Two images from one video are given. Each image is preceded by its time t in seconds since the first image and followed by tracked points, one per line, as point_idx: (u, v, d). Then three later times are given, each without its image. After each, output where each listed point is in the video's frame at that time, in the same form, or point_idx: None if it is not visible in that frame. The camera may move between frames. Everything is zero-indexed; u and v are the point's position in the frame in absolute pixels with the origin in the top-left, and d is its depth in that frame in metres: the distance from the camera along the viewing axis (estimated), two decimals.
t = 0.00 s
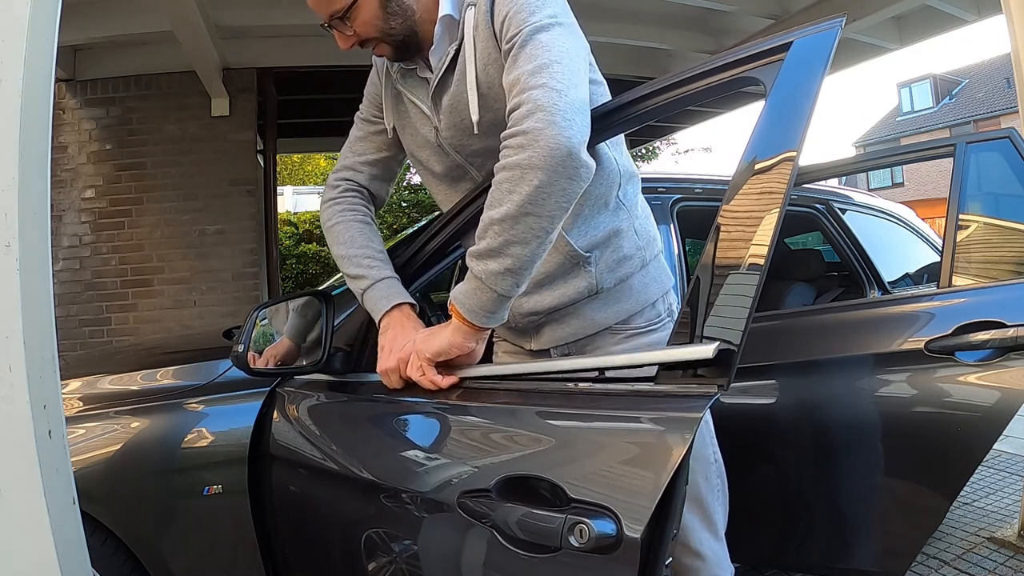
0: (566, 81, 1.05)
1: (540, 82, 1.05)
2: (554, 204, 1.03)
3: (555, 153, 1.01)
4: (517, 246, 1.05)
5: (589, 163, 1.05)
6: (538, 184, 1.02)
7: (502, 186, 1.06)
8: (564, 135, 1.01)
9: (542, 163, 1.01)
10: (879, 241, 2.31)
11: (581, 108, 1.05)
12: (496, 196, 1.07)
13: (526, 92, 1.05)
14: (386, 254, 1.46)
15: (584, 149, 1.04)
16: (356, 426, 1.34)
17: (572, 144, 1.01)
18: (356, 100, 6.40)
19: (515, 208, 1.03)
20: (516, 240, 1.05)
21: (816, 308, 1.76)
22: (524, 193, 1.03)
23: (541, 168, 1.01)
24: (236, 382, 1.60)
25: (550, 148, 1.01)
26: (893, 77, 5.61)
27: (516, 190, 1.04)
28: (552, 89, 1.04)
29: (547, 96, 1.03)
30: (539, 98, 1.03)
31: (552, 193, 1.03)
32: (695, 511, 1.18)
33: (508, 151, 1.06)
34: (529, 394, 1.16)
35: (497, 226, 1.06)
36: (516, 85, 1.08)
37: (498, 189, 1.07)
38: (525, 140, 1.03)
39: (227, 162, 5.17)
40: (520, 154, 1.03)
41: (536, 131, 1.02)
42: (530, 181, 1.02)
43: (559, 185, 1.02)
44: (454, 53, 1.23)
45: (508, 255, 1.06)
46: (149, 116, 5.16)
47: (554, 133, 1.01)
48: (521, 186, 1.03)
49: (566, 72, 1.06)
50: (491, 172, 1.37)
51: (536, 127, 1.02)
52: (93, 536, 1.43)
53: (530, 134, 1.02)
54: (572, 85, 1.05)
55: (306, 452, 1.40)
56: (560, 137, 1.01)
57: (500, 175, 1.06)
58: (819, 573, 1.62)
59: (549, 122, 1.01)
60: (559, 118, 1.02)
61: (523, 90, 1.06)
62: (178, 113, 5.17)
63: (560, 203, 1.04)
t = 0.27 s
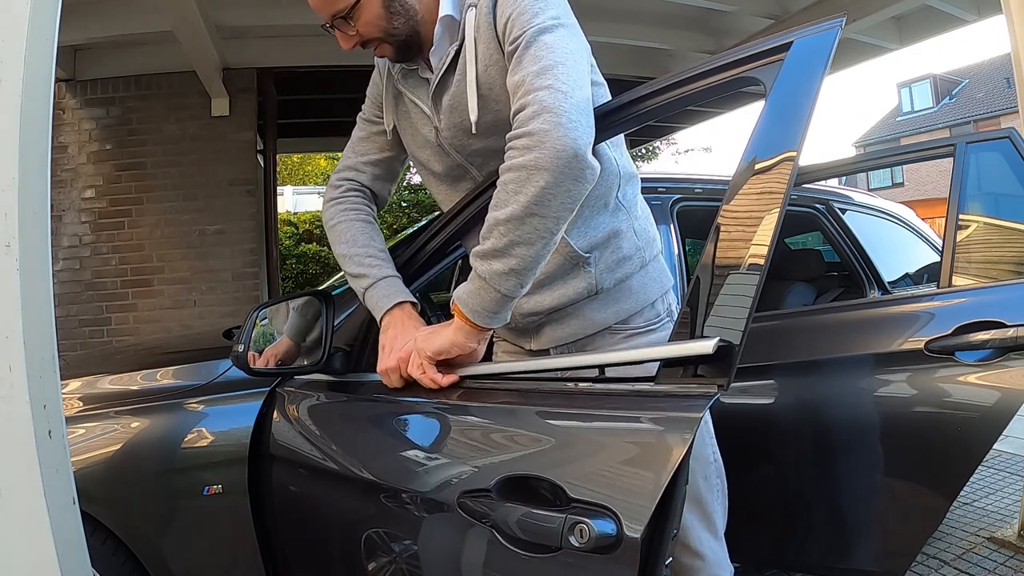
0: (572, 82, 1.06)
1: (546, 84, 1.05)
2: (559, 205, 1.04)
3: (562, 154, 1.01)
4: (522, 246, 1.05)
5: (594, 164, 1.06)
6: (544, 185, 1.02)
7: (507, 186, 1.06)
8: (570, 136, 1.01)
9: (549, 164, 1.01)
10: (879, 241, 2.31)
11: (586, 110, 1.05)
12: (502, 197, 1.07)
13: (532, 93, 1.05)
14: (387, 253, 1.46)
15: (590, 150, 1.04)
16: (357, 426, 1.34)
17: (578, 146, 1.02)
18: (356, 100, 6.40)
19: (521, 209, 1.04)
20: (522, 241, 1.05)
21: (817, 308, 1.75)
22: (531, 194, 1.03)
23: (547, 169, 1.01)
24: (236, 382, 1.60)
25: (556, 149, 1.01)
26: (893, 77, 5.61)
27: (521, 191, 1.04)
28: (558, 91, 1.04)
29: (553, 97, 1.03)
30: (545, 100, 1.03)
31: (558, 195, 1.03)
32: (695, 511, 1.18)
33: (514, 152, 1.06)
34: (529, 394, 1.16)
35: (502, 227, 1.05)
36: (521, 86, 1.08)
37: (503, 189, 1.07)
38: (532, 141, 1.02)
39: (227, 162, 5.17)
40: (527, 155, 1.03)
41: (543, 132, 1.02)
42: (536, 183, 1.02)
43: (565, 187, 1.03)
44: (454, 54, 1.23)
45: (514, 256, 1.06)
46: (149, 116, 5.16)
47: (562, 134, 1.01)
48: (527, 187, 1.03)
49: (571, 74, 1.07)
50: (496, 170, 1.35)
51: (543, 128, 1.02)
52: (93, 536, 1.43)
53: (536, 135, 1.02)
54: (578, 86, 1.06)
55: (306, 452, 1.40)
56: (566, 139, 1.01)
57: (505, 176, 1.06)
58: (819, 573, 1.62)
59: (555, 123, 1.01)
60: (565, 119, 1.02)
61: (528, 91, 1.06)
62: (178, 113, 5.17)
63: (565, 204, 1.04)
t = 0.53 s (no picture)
0: (578, 80, 1.06)
1: (552, 82, 1.05)
2: (565, 202, 1.04)
3: (569, 153, 1.01)
4: (528, 242, 1.05)
5: (600, 163, 1.06)
6: (550, 183, 1.02)
7: (514, 182, 1.06)
8: (577, 135, 1.01)
9: (555, 162, 1.01)
10: (879, 240, 2.31)
11: (592, 108, 1.05)
12: (508, 193, 1.07)
13: (538, 90, 1.05)
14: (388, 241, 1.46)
15: (597, 149, 1.04)
16: (357, 426, 1.34)
17: (585, 145, 1.02)
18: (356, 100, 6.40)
19: (527, 205, 1.03)
20: (528, 237, 1.05)
21: (816, 308, 1.75)
22: (537, 190, 1.03)
23: (554, 167, 1.01)
24: (236, 382, 1.60)
25: (563, 147, 1.01)
26: (893, 76, 5.61)
27: (528, 187, 1.03)
28: (566, 89, 1.04)
29: (560, 95, 1.03)
30: (552, 97, 1.03)
31: (564, 193, 1.03)
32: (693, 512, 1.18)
33: (520, 149, 1.06)
34: (529, 395, 1.16)
35: (508, 222, 1.05)
36: (527, 82, 1.08)
37: (510, 185, 1.07)
38: (539, 139, 1.02)
39: (227, 162, 5.17)
40: (533, 152, 1.03)
41: (550, 130, 1.01)
42: (542, 180, 1.02)
43: (571, 185, 1.03)
44: (458, 50, 1.24)
45: (519, 250, 1.05)
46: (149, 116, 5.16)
47: (568, 132, 1.01)
48: (534, 183, 1.03)
49: (578, 72, 1.07)
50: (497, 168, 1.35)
51: (550, 126, 1.02)
52: (93, 536, 1.43)
53: (543, 133, 1.02)
54: (584, 85, 1.06)
55: (306, 452, 1.40)
56: (573, 137, 1.01)
57: (512, 172, 1.06)
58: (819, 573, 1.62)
59: (563, 122, 1.01)
60: (572, 118, 1.02)
61: (535, 88, 1.06)
62: (178, 113, 5.17)
63: (571, 202, 1.04)
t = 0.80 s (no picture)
0: (574, 101, 1.05)
1: (547, 97, 1.05)
2: (543, 220, 1.04)
3: (550, 172, 1.01)
4: (506, 252, 1.06)
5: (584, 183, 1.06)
6: (530, 200, 1.03)
7: (497, 193, 1.07)
8: (561, 156, 1.02)
9: (537, 179, 1.02)
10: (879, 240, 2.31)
11: (585, 127, 1.06)
12: (490, 202, 1.08)
13: (532, 103, 1.06)
14: (381, 235, 1.47)
15: (581, 170, 1.04)
16: (357, 426, 1.34)
17: (569, 166, 1.02)
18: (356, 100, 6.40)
19: (508, 217, 1.04)
20: (506, 248, 1.06)
21: (817, 308, 1.75)
22: (518, 204, 1.04)
23: (535, 185, 1.02)
24: (236, 382, 1.60)
25: (546, 166, 1.01)
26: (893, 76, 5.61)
27: (510, 201, 1.04)
28: (557, 105, 1.04)
29: (550, 113, 1.03)
30: (541, 113, 1.04)
31: (544, 210, 1.04)
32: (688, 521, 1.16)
33: (506, 160, 1.06)
34: (529, 395, 1.16)
35: (489, 231, 1.06)
36: (525, 92, 1.08)
37: (494, 195, 1.07)
38: (524, 154, 1.03)
39: (227, 162, 5.17)
40: (516, 168, 1.04)
41: (535, 148, 1.02)
42: (523, 195, 1.03)
43: (550, 203, 1.03)
44: (479, 44, 1.23)
45: (496, 259, 1.07)
46: (149, 116, 5.16)
47: (553, 153, 1.02)
48: (516, 198, 1.04)
49: (576, 89, 1.07)
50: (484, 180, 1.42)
51: (536, 144, 1.02)
52: (93, 536, 1.43)
53: (529, 150, 1.03)
54: (579, 104, 1.06)
55: (306, 452, 1.40)
56: (556, 158, 1.02)
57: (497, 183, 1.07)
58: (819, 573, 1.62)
59: (550, 141, 1.02)
60: (558, 137, 1.02)
61: (530, 100, 1.07)
62: (178, 113, 5.17)
63: (550, 219, 1.05)
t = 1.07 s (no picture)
0: (575, 115, 1.07)
1: (549, 110, 1.07)
2: (543, 230, 1.07)
3: (551, 188, 1.04)
4: (507, 260, 1.08)
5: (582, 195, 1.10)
6: (531, 212, 1.05)
7: (497, 204, 1.08)
8: (562, 172, 1.04)
9: (538, 193, 1.05)
10: (879, 240, 2.31)
11: (586, 140, 1.08)
12: (491, 211, 1.09)
13: (533, 114, 1.08)
14: (382, 234, 1.47)
15: (580, 183, 1.07)
16: (356, 426, 1.34)
17: (569, 181, 1.05)
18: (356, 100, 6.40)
19: (509, 229, 1.06)
20: (507, 256, 1.08)
21: (817, 308, 1.67)
22: (520, 216, 1.06)
23: (536, 199, 1.05)
24: (236, 382, 1.60)
25: (547, 182, 1.04)
26: (893, 76, 5.61)
27: (511, 212, 1.06)
28: (558, 119, 1.06)
29: (552, 127, 1.05)
30: (542, 127, 1.06)
31: (543, 221, 1.07)
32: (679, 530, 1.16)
33: (507, 171, 1.08)
34: (529, 395, 1.16)
35: (490, 241, 1.08)
36: (528, 102, 1.10)
37: (493, 205, 1.09)
38: (526, 168, 1.05)
39: (227, 162, 5.17)
40: (518, 181, 1.06)
41: (536, 162, 1.04)
42: (525, 208, 1.05)
43: (549, 215, 1.06)
44: (492, 41, 1.24)
45: (498, 267, 1.09)
46: (149, 116, 5.16)
47: (554, 168, 1.04)
48: (517, 210, 1.06)
49: (579, 102, 1.08)
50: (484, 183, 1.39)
51: (538, 159, 1.04)
52: (93, 536, 1.43)
53: (531, 164, 1.05)
54: (581, 117, 1.08)
55: (306, 452, 1.40)
56: (557, 173, 1.04)
57: (496, 193, 1.09)
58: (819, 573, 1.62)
59: (550, 156, 1.04)
60: (559, 152, 1.05)
61: (530, 112, 1.08)
62: (178, 113, 5.17)
63: (550, 230, 1.08)
